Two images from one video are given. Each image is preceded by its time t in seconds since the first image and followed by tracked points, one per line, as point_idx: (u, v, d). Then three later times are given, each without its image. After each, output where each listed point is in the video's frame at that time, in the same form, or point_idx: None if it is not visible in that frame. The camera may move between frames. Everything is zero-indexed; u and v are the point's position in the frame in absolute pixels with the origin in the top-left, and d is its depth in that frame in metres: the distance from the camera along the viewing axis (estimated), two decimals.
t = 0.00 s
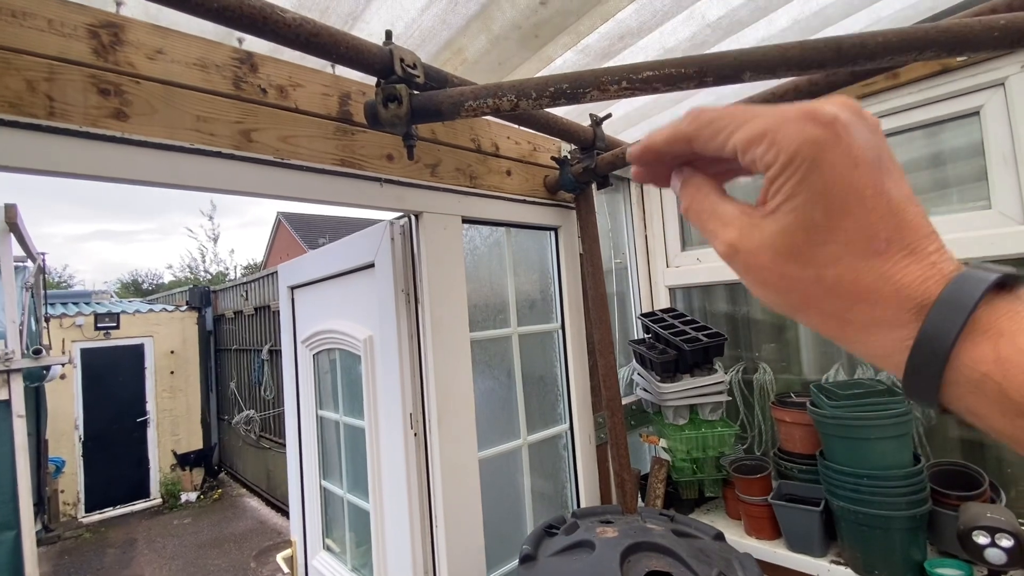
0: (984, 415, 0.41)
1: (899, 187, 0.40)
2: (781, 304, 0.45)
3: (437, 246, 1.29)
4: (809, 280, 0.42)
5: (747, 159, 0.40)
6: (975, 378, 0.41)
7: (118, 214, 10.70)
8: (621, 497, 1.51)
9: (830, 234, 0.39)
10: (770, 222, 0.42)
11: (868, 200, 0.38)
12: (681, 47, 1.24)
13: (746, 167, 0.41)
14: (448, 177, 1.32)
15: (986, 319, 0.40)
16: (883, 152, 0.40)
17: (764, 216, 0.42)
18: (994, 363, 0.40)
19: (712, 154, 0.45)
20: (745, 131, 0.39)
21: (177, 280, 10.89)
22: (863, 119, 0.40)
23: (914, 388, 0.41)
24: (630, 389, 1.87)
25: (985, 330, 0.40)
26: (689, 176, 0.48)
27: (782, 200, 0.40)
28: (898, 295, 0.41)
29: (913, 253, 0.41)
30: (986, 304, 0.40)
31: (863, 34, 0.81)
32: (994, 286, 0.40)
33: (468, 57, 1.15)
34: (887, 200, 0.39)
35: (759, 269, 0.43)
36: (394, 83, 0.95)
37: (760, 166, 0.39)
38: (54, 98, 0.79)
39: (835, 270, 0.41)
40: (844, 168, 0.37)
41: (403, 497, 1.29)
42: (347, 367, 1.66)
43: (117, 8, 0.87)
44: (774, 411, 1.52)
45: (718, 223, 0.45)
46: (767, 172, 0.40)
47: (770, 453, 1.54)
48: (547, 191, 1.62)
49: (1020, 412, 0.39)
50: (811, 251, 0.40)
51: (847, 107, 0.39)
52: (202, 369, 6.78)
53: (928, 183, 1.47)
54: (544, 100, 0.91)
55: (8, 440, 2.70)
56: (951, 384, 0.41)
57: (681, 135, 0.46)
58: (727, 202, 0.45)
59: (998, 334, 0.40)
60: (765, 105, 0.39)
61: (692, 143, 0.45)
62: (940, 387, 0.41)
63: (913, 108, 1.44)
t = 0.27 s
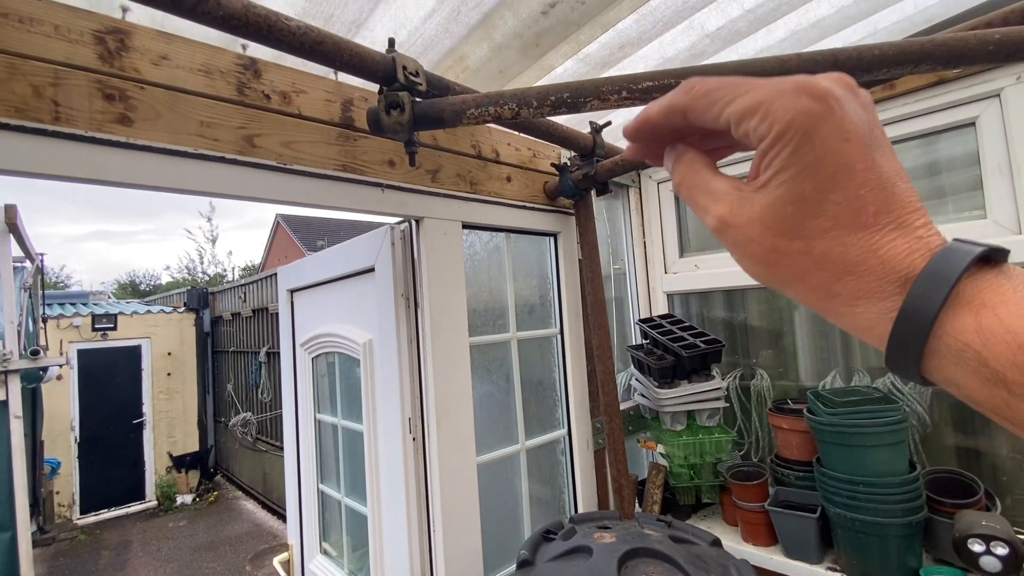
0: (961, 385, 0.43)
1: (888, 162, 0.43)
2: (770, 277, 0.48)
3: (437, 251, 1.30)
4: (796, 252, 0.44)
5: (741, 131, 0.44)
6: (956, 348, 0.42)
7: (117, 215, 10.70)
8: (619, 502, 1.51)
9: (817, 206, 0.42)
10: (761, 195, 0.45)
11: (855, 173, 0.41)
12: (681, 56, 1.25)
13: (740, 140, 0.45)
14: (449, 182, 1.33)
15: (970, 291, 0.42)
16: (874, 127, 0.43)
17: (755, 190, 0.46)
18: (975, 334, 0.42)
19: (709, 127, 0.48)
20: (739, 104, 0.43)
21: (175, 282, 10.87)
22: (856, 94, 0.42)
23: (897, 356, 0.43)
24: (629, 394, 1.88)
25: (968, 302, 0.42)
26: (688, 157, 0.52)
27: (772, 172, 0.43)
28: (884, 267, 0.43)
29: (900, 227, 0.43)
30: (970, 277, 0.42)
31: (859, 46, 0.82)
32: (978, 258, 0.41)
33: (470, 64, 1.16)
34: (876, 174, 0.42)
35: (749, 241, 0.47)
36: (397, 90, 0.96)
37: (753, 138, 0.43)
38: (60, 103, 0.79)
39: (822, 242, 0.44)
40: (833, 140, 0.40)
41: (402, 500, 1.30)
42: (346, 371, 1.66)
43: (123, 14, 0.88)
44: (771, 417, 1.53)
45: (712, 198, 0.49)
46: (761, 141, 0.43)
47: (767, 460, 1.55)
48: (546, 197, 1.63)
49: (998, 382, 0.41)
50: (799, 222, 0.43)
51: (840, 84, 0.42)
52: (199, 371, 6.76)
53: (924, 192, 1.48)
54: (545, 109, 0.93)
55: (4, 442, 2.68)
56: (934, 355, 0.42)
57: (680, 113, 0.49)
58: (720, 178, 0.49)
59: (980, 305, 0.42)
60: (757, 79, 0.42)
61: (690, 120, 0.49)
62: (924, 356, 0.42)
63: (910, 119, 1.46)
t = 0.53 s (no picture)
0: (956, 383, 0.42)
1: (895, 159, 0.43)
2: (773, 270, 0.48)
3: (439, 253, 1.30)
4: (801, 244, 0.44)
5: (753, 121, 0.44)
6: (952, 346, 0.42)
7: (120, 215, 10.73)
8: (620, 505, 1.51)
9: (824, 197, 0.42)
10: (768, 188, 0.45)
11: (863, 167, 0.41)
12: (684, 61, 1.26)
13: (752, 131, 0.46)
14: (452, 184, 1.34)
15: (970, 289, 0.41)
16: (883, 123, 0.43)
17: (762, 182, 0.45)
18: (972, 331, 0.41)
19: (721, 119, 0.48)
20: (752, 95, 0.43)
21: (177, 281, 10.90)
22: (868, 92, 0.43)
23: (894, 350, 0.42)
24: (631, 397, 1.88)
25: (967, 301, 0.41)
26: (698, 146, 0.52)
27: (781, 165, 0.43)
28: (886, 263, 0.43)
29: (905, 227, 0.43)
30: (970, 276, 0.41)
31: (863, 51, 0.83)
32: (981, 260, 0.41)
33: (474, 67, 1.16)
34: (884, 171, 0.42)
35: (752, 233, 0.46)
36: (402, 93, 0.96)
37: (764, 129, 0.43)
38: (67, 104, 0.80)
39: (826, 236, 0.43)
40: (842, 132, 0.41)
41: (403, 502, 1.30)
42: (347, 371, 1.66)
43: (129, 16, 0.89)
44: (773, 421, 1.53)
45: (717, 189, 0.49)
46: (771, 133, 0.43)
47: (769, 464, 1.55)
48: (549, 199, 1.63)
49: (995, 380, 0.41)
50: (804, 214, 0.43)
51: (853, 79, 0.42)
52: (200, 371, 6.76)
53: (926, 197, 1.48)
54: (549, 112, 0.93)
55: (6, 441, 2.70)
56: (932, 350, 0.41)
57: (692, 102, 0.50)
58: (728, 169, 0.48)
59: (978, 304, 0.41)
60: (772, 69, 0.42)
61: (703, 109, 0.49)
62: (923, 351, 0.42)
63: (912, 124, 1.46)
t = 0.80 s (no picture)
0: (953, 397, 0.42)
1: (886, 171, 0.42)
2: (765, 284, 0.47)
3: (445, 255, 1.30)
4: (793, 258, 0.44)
5: (743, 135, 0.43)
6: (945, 359, 0.42)
7: (128, 217, 10.82)
8: (626, 510, 1.50)
9: (816, 211, 0.42)
10: (759, 202, 0.44)
11: (853, 180, 0.41)
12: (692, 63, 1.25)
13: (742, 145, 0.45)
14: (458, 187, 1.34)
15: (961, 301, 0.41)
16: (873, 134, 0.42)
17: (753, 196, 0.45)
18: (965, 343, 0.41)
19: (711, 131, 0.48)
20: (743, 108, 0.43)
21: (184, 283, 10.96)
22: (858, 105, 0.42)
23: (891, 368, 0.42)
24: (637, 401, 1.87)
25: (959, 313, 0.41)
26: (687, 159, 0.51)
27: (771, 180, 0.43)
28: (878, 276, 0.42)
29: (897, 239, 0.42)
30: (962, 289, 0.41)
31: (874, 53, 0.82)
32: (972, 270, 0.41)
33: (480, 70, 1.16)
34: (875, 185, 0.41)
35: (745, 248, 0.46)
36: (408, 95, 0.96)
37: (755, 143, 0.43)
38: (77, 106, 0.80)
39: (819, 250, 0.43)
40: (834, 148, 0.40)
41: (407, 505, 1.29)
42: (352, 374, 1.66)
43: (139, 19, 0.89)
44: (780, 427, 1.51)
45: (709, 202, 0.48)
46: (762, 148, 0.42)
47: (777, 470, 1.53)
48: (555, 202, 1.63)
49: (990, 393, 0.41)
50: (797, 229, 0.43)
51: (842, 92, 0.42)
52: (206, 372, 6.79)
53: (937, 200, 1.47)
54: (556, 114, 0.92)
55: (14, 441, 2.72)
56: (927, 365, 0.41)
57: (682, 114, 0.49)
58: (719, 182, 0.48)
59: (971, 318, 0.41)
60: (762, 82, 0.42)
61: (694, 121, 0.49)
62: (918, 366, 0.41)
63: (922, 127, 1.45)
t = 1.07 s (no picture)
0: (978, 393, 0.42)
1: (910, 162, 0.41)
2: (784, 279, 0.46)
3: (454, 261, 1.30)
4: (814, 252, 0.43)
5: (765, 125, 0.42)
6: (971, 355, 0.41)
7: (140, 222, 10.96)
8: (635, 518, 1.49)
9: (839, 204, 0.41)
10: (779, 195, 0.43)
11: (879, 172, 0.40)
12: (702, 69, 1.25)
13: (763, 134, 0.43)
14: (467, 193, 1.34)
15: (989, 295, 0.41)
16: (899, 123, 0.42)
17: (773, 188, 0.44)
18: (992, 339, 0.40)
19: (730, 119, 0.46)
20: (765, 97, 0.41)
21: (194, 287, 11.06)
22: (883, 93, 0.41)
23: (912, 363, 0.42)
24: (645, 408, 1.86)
25: (986, 308, 0.41)
26: (702, 151, 0.51)
27: (794, 171, 0.42)
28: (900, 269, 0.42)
29: (920, 232, 0.42)
30: (989, 284, 0.41)
31: (886, 59, 0.81)
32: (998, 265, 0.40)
33: (490, 77, 1.17)
34: (900, 176, 0.41)
35: (764, 241, 0.45)
36: (419, 102, 0.97)
37: (777, 132, 0.41)
38: (93, 113, 0.81)
39: (841, 243, 0.42)
40: (861, 138, 0.39)
41: (415, 511, 1.29)
42: (360, 379, 1.66)
43: (155, 28, 0.91)
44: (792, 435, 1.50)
45: (727, 194, 0.47)
46: (785, 138, 0.41)
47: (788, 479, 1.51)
48: (563, 208, 1.63)
49: (1015, 389, 0.40)
50: (819, 222, 0.42)
51: (868, 80, 0.41)
52: (215, 376, 6.84)
53: (951, 206, 1.45)
54: (565, 121, 0.93)
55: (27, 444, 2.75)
56: (951, 359, 0.41)
57: (701, 101, 0.47)
58: (736, 173, 0.47)
59: (1000, 313, 0.41)
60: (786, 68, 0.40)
61: (713, 109, 0.47)
62: (942, 360, 0.41)
63: (935, 132, 1.43)
